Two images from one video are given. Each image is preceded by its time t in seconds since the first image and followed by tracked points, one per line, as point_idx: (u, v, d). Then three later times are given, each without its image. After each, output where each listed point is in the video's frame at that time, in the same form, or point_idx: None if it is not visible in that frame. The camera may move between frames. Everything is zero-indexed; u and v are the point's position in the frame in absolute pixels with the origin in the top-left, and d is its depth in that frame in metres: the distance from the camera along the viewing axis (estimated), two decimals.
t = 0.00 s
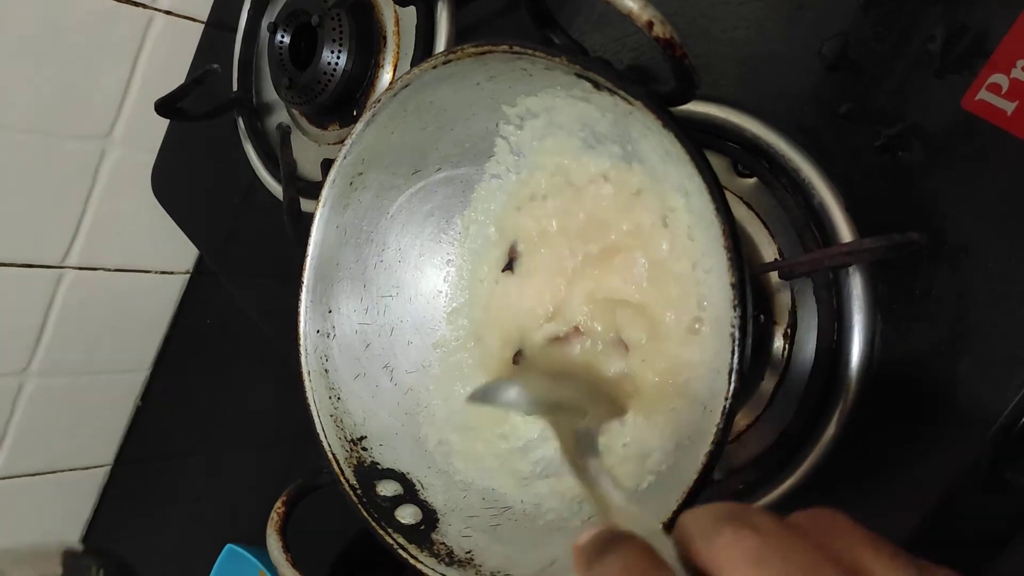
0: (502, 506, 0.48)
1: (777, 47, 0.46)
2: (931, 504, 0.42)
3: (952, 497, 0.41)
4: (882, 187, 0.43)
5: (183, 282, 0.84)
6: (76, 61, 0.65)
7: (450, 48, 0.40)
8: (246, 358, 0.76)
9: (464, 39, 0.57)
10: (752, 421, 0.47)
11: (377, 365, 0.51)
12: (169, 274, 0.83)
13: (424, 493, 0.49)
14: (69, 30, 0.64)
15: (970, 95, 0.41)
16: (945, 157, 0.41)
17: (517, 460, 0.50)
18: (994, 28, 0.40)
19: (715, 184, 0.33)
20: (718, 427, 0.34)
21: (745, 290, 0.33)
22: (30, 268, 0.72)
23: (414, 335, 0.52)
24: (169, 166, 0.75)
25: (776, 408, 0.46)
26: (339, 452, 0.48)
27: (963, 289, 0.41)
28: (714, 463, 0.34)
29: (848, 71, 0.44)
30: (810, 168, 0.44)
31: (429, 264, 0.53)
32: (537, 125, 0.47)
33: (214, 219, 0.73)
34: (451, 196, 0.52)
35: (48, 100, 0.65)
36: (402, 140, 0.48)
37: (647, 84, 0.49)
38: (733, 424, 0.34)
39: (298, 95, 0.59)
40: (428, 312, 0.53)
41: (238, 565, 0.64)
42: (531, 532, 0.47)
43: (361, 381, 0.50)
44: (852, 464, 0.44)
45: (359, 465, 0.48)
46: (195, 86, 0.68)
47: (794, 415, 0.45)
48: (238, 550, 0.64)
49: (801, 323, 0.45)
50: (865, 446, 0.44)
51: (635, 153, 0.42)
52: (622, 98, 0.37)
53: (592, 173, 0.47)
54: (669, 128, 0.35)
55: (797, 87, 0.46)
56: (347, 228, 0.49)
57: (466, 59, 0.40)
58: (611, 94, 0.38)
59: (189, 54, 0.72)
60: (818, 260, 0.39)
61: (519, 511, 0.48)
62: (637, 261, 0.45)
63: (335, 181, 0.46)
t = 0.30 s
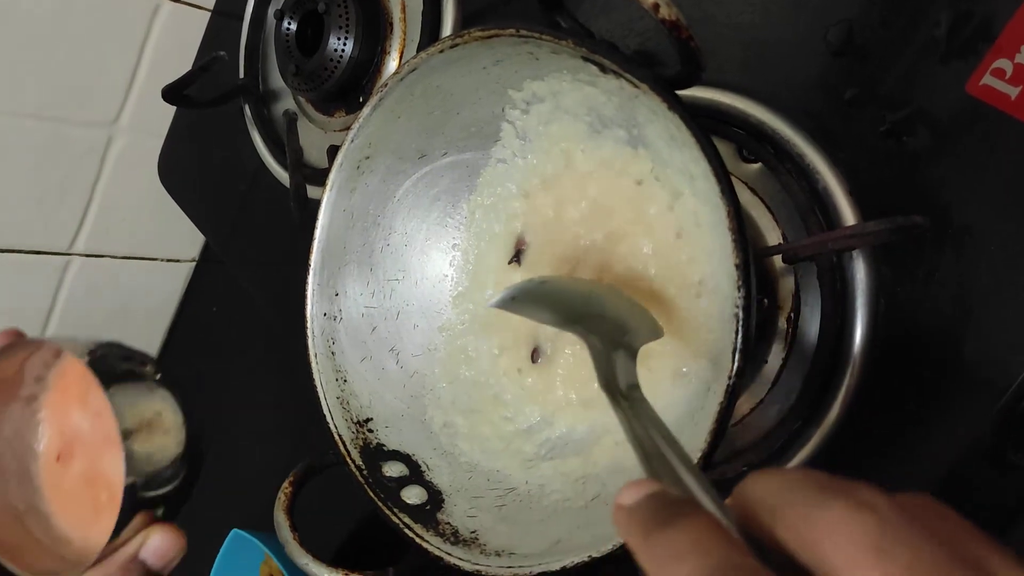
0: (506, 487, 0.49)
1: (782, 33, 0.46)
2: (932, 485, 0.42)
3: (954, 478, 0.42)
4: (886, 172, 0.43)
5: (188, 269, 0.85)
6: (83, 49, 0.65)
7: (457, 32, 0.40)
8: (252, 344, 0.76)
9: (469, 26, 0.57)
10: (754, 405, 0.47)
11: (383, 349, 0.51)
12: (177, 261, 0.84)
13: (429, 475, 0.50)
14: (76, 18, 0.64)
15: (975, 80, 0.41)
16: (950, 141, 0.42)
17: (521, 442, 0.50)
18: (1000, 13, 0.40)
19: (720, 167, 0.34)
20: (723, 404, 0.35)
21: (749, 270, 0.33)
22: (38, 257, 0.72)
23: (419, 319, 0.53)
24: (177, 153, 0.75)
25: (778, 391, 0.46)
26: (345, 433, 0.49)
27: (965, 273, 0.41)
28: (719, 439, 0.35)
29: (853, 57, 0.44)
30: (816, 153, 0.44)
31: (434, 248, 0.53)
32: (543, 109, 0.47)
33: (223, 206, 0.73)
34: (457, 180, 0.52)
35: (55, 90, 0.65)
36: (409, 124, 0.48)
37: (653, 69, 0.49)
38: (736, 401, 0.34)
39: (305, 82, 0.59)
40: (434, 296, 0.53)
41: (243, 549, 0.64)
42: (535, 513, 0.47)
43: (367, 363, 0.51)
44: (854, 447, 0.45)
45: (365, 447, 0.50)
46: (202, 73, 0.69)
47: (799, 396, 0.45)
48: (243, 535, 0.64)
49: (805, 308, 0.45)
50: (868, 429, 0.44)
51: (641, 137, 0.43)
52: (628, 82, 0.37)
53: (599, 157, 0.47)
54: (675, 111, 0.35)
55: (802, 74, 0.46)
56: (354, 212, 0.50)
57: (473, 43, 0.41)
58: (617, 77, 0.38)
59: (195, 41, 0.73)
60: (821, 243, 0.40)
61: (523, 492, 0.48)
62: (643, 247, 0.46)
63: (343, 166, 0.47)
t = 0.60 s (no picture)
0: (507, 471, 0.49)
1: (785, 19, 0.46)
2: (930, 472, 0.42)
3: (950, 465, 0.42)
4: (888, 159, 0.43)
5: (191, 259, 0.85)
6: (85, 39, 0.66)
7: (458, 17, 0.40)
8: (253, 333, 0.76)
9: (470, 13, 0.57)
10: (752, 393, 0.47)
11: (384, 334, 0.51)
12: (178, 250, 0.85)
13: (430, 459, 0.50)
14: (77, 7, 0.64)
15: (976, 65, 0.41)
16: (950, 127, 0.42)
17: (522, 428, 0.50)
18: None
19: (721, 150, 0.34)
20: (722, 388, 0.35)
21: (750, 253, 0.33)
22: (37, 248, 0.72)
23: (421, 304, 0.53)
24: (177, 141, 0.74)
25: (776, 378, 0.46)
26: (347, 417, 0.49)
27: (965, 258, 0.41)
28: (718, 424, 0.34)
29: (854, 43, 0.44)
30: (816, 139, 0.44)
31: (435, 234, 0.53)
32: (544, 94, 0.47)
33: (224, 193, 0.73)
34: (458, 165, 0.52)
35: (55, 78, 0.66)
36: (410, 110, 0.48)
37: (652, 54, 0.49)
38: (735, 386, 0.34)
39: (306, 69, 0.59)
40: (435, 282, 0.53)
41: (244, 534, 0.64)
42: (536, 498, 0.47)
43: (369, 349, 0.51)
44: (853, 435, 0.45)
45: (366, 431, 0.50)
46: (204, 61, 0.69)
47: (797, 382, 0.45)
48: (244, 522, 0.64)
49: (805, 295, 0.45)
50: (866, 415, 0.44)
51: (642, 122, 0.43)
52: (629, 65, 0.37)
53: (599, 143, 0.47)
54: (677, 96, 0.35)
55: (804, 60, 0.46)
56: (355, 197, 0.50)
57: (475, 27, 0.41)
58: (618, 61, 0.38)
59: (197, 31, 0.73)
60: (821, 228, 0.40)
61: (523, 476, 0.49)
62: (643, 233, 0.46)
63: (345, 150, 0.47)
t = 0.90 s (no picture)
0: (503, 469, 0.49)
1: (784, 16, 0.46)
2: (925, 469, 0.42)
3: (945, 464, 0.42)
4: (886, 157, 0.43)
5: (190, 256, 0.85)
6: (81, 36, 0.66)
7: (456, 12, 0.40)
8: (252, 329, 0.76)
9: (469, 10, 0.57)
10: (751, 390, 0.47)
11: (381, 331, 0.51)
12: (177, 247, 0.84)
13: (426, 456, 0.50)
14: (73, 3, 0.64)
15: (973, 63, 0.41)
16: (947, 125, 0.42)
17: (518, 425, 0.50)
18: None
19: (717, 146, 0.34)
20: (717, 387, 0.34)
21: (745, 251, 0.33)
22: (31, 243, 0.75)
23: (417, 301, 0.53)
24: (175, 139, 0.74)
25: (774, 375, 0.46)
26: (343, 415, 0.49)
27: (964, 255, 0.41)
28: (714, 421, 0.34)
29: (852, 40, 0.44)
30: (813, 136, 0.44)
31: (432, 231, 0.53)
32: (542, 91, 0.47)
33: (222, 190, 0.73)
34: (456, 163, 0.52)
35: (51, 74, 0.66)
36: (408, 106, 0.48)
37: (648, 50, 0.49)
38: (731, 383, 0.34)
39: (305, 66, 0.59)
40: (431, 278, 0.53)
41: (242, 532, 0.64)
42: (532, 496, 0.47)
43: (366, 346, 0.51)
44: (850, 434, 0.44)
45: (362, 428, 0.49)
46: (202, 57, 0.69)
47: (795, 380, 0.45)
48: (242, 518, 0.64)
49: (802, 293, 0.45)
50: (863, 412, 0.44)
51: (638, 119, 0.43)
52: (625, 61, 0.37)
53: (596, 140, 0.47)
54: (675, 93, 0.35)
55: (803, 58, 0.46)
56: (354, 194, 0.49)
57: (472, 23, 0.41)
58: (615, 57, 0.38)
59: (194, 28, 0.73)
60: (819, 225, 0.40)
61: (520, 474, 0.49)
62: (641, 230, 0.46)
63: (342, 146, 0.47)
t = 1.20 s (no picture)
0: (503, 471, 0.49)
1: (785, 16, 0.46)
2: (926, 471, 0.42)
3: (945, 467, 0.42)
4: (887, 158, 0.43)
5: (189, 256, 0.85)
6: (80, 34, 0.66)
7: (455, 13, 0.40)
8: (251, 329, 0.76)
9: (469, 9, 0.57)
10: (751, 391, 0.47)
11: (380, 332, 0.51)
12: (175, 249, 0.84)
13: (426, 457, 0.50)
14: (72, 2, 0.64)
15: (974, 63, 0.41)
16: (947, 127, 0.42)
17: (518, 426, 0.50)
18: None
19: (718, 147, 0.33)
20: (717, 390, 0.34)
21: (746, 251, 0.33)
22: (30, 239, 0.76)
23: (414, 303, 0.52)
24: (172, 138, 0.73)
25: (775, 376, 0.46)
26: (343, 417, 0.48)
27: (965, 257, 0.41)
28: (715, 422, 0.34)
29: (854, 41, 0.44)
30: (813, 136, 0.44)
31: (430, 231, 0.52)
32: (541, 91, 0.47)
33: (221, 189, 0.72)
34: (455, 163, 0.52)
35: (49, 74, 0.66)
36: (409, 106, 0.48)
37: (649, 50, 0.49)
38: (732, 385, 0.34)
39: (304, 66, 0.59)
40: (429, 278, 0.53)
41: (242, 535, 0.64)
42: (532, 498, 0.47)
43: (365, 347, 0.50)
44: (851, 437, 0.44)
45: (362, 430, 0.49)
46: (201, 57, 0.68)
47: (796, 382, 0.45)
48: (241, 519, 0.64)
49: (803, 295, 0.45)
50: (866, 414, 0.44)
51: (639, 119, 0.43)
52: (626, 62, 0.37)
53: (597, 140, 0.47)
54: (675, 93, 0.35)
55: (803, 60, 0.46)
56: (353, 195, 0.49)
57: (472, 24, 0.40)
58: (615, 58, 0.37)
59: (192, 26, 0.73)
60: (819, 227, 0.40)
61: (519, 476, 0.49)
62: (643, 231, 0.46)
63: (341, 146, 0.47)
